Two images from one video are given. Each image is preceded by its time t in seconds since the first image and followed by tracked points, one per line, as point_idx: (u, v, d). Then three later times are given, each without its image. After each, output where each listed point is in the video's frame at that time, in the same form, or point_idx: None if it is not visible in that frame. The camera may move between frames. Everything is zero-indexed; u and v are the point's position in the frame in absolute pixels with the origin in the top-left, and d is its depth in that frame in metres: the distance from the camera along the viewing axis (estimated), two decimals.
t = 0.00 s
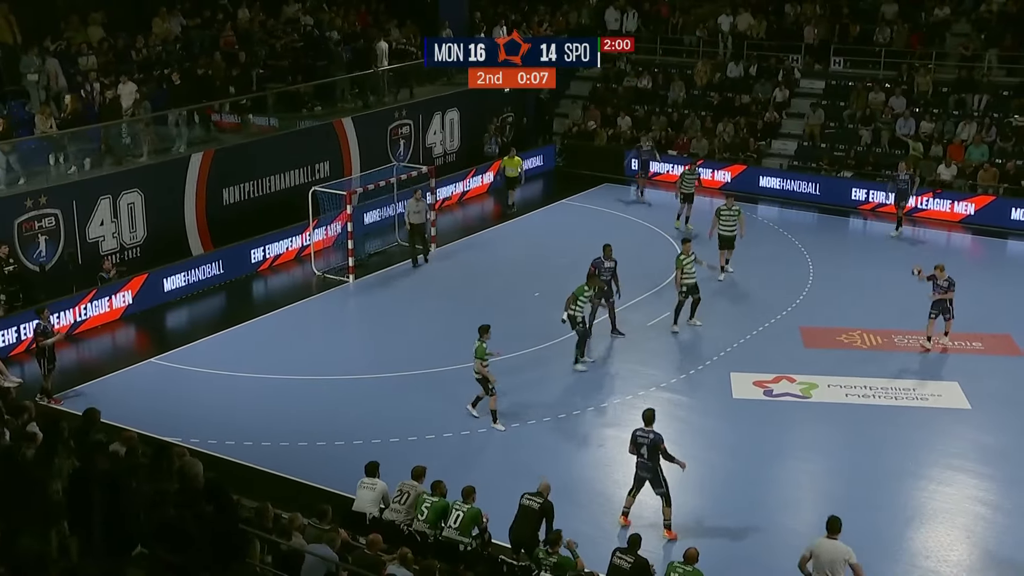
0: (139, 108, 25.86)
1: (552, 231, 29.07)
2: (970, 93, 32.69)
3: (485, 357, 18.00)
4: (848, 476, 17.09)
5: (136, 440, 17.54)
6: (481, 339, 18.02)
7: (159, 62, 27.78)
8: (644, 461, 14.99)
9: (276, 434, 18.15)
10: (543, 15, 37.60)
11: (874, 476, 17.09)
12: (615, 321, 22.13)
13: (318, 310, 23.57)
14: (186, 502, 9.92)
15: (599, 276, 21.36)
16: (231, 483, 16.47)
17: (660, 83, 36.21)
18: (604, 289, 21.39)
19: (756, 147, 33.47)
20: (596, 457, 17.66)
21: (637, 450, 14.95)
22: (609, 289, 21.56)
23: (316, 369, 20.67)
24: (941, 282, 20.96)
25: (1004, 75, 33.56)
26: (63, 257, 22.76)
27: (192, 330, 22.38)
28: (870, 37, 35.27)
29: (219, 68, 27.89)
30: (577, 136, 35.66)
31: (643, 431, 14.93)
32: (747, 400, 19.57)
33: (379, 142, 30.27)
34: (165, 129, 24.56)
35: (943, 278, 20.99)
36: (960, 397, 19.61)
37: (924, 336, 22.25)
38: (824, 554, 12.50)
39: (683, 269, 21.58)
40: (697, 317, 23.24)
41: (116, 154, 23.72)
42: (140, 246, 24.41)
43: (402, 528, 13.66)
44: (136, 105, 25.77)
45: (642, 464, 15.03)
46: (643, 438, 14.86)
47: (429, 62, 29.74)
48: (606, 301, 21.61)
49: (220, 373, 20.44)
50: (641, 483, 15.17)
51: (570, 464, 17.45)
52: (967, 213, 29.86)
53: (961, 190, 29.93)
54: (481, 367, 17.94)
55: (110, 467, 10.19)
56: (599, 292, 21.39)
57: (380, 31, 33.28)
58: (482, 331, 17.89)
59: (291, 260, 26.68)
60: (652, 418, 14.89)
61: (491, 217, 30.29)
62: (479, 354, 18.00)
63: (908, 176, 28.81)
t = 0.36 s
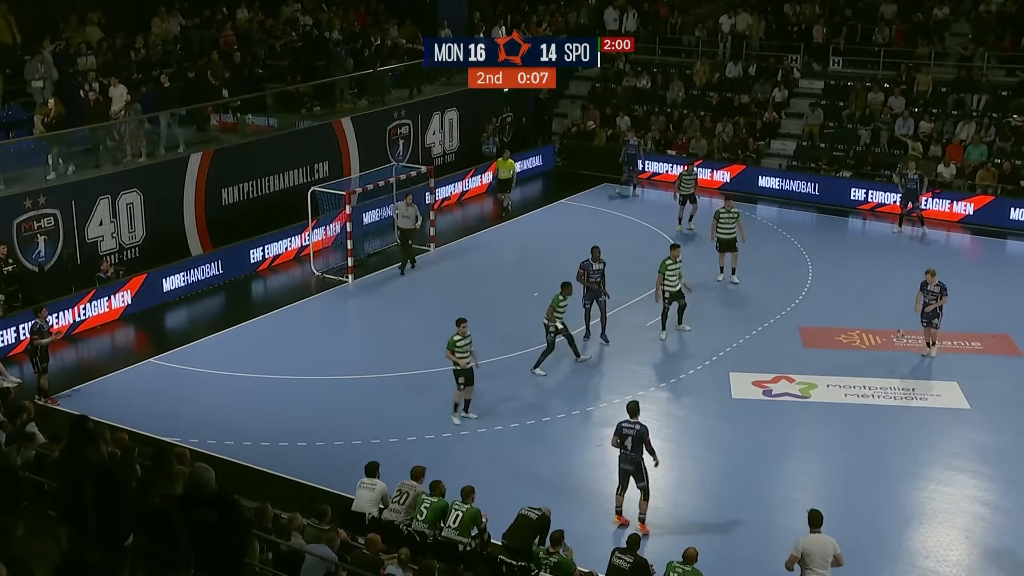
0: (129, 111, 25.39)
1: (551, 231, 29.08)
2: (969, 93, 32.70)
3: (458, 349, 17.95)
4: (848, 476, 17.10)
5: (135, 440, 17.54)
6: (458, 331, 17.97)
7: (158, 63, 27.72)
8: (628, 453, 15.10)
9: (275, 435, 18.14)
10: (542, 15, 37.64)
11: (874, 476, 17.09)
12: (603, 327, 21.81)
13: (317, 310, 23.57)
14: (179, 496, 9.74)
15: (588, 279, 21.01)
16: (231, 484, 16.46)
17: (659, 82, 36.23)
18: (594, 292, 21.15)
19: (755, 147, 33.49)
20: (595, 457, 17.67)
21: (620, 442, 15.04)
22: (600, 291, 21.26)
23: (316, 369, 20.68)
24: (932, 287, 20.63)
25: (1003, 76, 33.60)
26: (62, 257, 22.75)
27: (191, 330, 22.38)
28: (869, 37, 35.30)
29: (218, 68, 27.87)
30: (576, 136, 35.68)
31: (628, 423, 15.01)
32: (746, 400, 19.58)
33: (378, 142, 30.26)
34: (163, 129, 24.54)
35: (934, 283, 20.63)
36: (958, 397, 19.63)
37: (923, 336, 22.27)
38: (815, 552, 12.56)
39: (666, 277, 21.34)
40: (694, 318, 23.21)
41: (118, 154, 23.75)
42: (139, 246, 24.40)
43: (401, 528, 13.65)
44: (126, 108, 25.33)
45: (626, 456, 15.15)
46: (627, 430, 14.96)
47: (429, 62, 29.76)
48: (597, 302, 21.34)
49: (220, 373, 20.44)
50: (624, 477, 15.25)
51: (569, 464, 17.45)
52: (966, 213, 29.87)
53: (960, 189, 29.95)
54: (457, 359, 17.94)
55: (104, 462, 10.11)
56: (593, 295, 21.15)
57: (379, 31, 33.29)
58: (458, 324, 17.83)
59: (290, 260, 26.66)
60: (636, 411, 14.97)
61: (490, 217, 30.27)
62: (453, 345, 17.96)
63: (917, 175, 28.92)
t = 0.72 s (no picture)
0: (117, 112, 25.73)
1: (552, 231, 29.07)
2: (969, 93, 32.69)
3: (433, 348, 18.09)
4: (848, 475, 17.10)
5: (135, 440, 17.53)
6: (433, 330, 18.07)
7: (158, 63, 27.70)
8: (602, 457, 15.03)
9: (275, 435, 18.14)
10: (542, 15, 37.67)
11: (874, 476, 17.10)
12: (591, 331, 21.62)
13: (317, 310, 23.58)
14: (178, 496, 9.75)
15: (585, 283, 21.02)
16: (232, 484, 16.45)
17: (658, 82, 36.25)
18: (589, 296, 21.11)
19: (754, 147, 33.51)
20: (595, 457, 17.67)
21: (594, 446, 14.99)
22: (594, 295, 21.20)
23: (317, 369, 20.69)
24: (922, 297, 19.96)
25: (1003, 75, 33.61)
26: (62, 258, 22.75)
27: (191, 330, 22.37)
28: (870, 37, 35.30)
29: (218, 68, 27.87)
30: (576, 136, 35.70)
31: (602, 427, 14.96)
32: (746, 400, 19.58)
33: (378, 143, 30.27)
34: (163, 129, 24.56)
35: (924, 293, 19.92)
36: (958, 396, 19.63)
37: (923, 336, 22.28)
38: (802, 542, 12.82)
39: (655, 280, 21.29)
40: (694, 318, 23.22)
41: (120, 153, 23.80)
42: (139, 245, 24.40)
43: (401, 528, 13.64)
44: (114, 110, 25.52)
45: (599, 461, 15.07)
46: (601, 434, 14.90)
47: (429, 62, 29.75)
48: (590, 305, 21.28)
49: (220, 373, 20.45)
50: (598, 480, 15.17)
51: (569, 464, 17.44)
52: (966, 213, 29.88)
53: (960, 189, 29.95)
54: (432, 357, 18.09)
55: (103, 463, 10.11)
56: (589, 299, 21.13)
57: (379, 31, 33.31)
58: (434, 323, 17.95)
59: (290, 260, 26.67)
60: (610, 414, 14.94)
61: (490, 217, 30.24)
62: (429, 344, 18.07)
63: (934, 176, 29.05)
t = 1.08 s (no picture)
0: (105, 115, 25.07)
1: (552, 230, 29.06)
2: (968, 92, 32.69)
3: (411, 342, 18.32)
4: (847, 475, 17.11)
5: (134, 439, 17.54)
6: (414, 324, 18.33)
7: (158, 62, 27.66)
8: (569, 448, 15.21)
9: (275, 434, 18.14)
10: (542, 15, 37.68)
11: (873, 475, 17.10)
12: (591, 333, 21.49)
13: (316, 309, 23.58)
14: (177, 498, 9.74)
15: (575, 285, 20.96)
16: (231, 483, 16.46)
17: (658, 81, 36.25)
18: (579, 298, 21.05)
19: (754, 146, 33.51)
20: (595, 456, 17.67)
21: (561, 437, 15.18)
22: (583, 299, 21.15)
23: (316, 368, 20.68)
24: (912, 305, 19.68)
25: (1003, 74, 33.60)
26: (62, 257, 22.74)
27: (191, 329, 22.36)
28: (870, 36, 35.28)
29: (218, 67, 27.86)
30: (575, 136, 35.73)
31: (569, 418, 15.18)
32: (746, 399, 19.59)
33: (377, 142, 30.26)
34: (163, 128, 24.55)
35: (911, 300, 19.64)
36: (958, 396, 19.64)
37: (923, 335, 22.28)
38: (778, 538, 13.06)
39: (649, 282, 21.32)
40: (693, 318, 23.24)
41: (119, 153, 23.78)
42: (138, 245, 24.39)
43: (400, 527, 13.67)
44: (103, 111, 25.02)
45: (565, 452, 15.25)
46: (569, 424, 15.11)
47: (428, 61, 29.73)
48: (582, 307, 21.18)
49: (219, 373, 20.44)
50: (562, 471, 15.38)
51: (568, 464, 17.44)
52: (965, 212, 29.89)
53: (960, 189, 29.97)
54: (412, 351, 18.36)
55: (101, 464, 10.11)
56: (580, 301, 21.14)
57: (378, 31, 33.33)
58: (416, 317, 18.21)
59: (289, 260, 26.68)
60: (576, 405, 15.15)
61: (490, 216, 30.23)
62: (410, 337, 18.32)
63: (941, 177, 28.53)
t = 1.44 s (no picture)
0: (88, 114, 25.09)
1: (548, 229, 29.08)
2: (964, 91, 32.71)
3: (393, 333, 18.53)
4: (844, 473, 17.13)
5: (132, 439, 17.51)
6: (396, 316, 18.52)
7: (155, 61, 27.58)
8: (522, 435, 15.35)
9: (273, 433, 18.11)
10: (539, 14, 37.68)
11: (870, 474, 17.13)
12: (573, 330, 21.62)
13: (313, 308, 23.57)
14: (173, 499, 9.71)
15: (558, 287, 20.91)
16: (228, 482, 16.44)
17: (654, 81, 36.26)
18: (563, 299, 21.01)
19: (750, 145, 33.53)
20: (592, 455, 17.66)
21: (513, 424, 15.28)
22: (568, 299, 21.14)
23: (313, 367, 20.67)
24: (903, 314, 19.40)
25: (999, 73, 33.65)
26: (58, 257, 22.71)
27: (188, 329, 22.33)
28: (866, 35, 35.31)
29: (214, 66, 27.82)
30: (572, 135, 35.75)
31: (522, 405, 15.24)
32: (743, 398, 19.60)
33: (374, 141, 30.25)
34: (159, 127, 24.53)
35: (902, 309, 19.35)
36: (954, 394, 19.68)
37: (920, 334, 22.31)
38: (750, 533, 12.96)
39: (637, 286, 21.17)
40: (691, 316, 23.25)
41: (115, 153, 23.75)
42: (135, 245, 24.37)
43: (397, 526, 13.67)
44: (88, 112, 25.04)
45: (519, 439, 15.40)
46: (520, 412, 15.17)
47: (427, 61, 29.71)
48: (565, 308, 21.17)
49: (215, 372, 20.42)
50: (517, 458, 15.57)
51: (564, 463, 17.43)
52: (961, 211, 29.94)
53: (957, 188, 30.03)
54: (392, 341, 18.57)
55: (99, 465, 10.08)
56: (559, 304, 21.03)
57: (375, 31, 33.32)
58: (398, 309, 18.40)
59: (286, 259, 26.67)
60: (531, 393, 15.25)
61: (487, 215, 30.20)
62: (393, 328, 18.50)
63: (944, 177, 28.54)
